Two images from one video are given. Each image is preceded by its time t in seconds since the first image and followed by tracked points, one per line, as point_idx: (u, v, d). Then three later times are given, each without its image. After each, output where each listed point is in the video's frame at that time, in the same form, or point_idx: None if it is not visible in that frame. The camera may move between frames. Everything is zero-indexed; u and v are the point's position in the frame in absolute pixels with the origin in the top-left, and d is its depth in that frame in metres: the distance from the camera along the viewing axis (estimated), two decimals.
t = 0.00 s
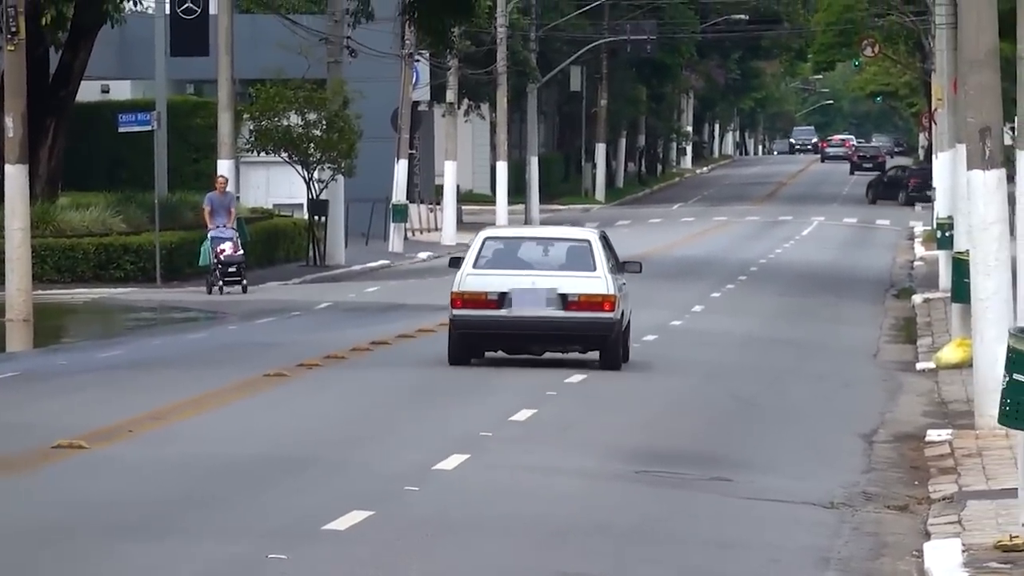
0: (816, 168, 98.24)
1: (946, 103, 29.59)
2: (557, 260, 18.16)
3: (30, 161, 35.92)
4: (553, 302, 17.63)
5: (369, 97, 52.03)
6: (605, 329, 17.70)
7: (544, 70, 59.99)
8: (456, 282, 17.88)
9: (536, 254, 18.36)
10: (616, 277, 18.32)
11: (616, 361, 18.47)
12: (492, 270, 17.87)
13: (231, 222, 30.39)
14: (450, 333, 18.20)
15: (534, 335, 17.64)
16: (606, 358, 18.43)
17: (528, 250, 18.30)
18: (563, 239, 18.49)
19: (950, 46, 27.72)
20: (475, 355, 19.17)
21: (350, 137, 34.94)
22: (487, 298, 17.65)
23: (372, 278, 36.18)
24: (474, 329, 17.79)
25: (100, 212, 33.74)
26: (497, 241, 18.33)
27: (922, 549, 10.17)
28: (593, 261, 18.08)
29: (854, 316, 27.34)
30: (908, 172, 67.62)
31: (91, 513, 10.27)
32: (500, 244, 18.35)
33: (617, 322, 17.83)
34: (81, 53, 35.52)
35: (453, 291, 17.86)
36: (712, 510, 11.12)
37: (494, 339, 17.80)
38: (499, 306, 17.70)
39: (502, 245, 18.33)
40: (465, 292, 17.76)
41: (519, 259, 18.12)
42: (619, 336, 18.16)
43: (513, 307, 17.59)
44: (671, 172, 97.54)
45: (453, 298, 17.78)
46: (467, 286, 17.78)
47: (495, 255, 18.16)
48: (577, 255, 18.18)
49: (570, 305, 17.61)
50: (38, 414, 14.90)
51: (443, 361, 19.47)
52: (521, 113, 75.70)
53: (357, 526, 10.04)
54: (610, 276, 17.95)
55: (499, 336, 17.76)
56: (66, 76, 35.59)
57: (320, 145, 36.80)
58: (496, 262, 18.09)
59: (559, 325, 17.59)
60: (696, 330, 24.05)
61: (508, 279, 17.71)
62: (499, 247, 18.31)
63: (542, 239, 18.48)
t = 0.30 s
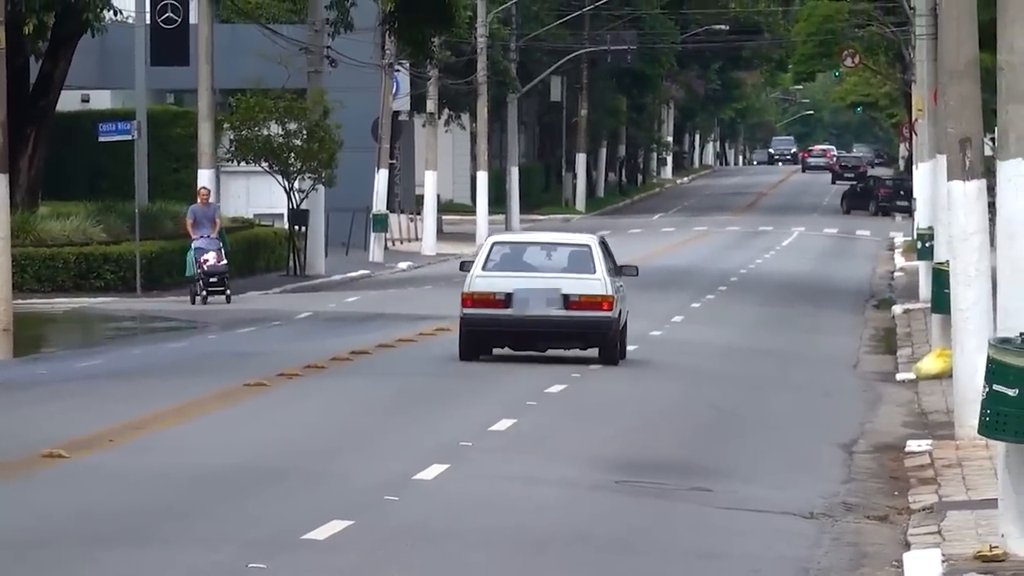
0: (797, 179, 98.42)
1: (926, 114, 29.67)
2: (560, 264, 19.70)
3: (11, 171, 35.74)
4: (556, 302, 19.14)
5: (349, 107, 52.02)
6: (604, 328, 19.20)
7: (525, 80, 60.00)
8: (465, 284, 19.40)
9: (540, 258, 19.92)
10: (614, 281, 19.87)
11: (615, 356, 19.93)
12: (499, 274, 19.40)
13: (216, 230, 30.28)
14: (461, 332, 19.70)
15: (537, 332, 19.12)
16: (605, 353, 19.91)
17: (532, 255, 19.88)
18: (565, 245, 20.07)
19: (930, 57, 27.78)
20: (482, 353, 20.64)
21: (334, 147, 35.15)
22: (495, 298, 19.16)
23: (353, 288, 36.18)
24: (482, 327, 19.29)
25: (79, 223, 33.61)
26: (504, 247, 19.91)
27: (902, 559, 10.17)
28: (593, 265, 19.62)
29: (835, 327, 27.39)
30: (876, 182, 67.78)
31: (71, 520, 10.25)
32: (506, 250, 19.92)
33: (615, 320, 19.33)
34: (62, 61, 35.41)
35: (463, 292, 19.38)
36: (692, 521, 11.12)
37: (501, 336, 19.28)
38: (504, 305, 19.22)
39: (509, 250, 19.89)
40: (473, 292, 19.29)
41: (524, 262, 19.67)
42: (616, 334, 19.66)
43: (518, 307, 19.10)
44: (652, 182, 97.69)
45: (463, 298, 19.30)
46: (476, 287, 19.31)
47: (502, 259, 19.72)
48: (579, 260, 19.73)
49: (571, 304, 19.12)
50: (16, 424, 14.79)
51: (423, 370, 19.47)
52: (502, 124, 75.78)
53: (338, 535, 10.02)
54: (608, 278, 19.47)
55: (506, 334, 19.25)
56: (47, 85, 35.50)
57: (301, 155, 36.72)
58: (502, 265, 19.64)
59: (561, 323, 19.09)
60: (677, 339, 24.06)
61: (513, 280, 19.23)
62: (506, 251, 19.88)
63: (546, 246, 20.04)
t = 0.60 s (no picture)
0: (782, 191, 98.51)
1: (911, 126, 29.77)
2: (565, 270, 21.26)
3: None
4: (562, 305, 20.68)
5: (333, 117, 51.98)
6: (606, 330, 20.76)
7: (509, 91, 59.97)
8: (479, 289, 20.95)
9: (548, 265, 21.52)
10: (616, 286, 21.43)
11: (616, 356, 21.46)
12: (509, 280, 20.94)
13: (203, 241, 30.19)
14: (475, 333, 21.22)
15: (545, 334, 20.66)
16: (608, 353, 21.45)
17: (540, 262, 21.43)
18: (570, 253, 21.64)
19: (916, 69, 27.88)
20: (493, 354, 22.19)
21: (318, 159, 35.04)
22: (506, 302, 20.69)
23: (338, 299, 36.18)
24: (495, 329, 20.82)
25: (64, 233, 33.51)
26: (514, 254, 21.47)
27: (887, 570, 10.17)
28: (597, 271, 21.18)
29: (819, 339, 27.45)
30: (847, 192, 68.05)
31: (57, 532, 10.21)
32: (516, 257, 21.48)
33: (617, 323, 20.89)
34: (47, 72, 35.28)
35: (477, 296, 20.94)
36: (678, 532, 11.13)
37: (512, 337, 20.82)
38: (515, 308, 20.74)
39: (519, 258, 21.45)
40: (486, 296, 20.81)
41: (533, 269, 21.22)
42: (618, 335, 21.22)
43: (528, 309, 20.63)
44: (637, 194, 97.73)
45: (476, 302, 20.84)
46: (489, 292, 20.83)
47: (512, 266, 21.27)
48: (583, 267, 21.29)
49: (577, 307, 20.67)
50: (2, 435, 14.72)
51: (409, 381, 19.46)
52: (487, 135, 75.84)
53: (323, 545, 9.99)
54: (611, 284, 21.03)
55: (516, 335, 20.78)
56: (32, 96, 35.37)
57: (286, 166, 36.74)
58: (512, 272, 21.19)
59: (567, 324, 20.62)
60: (662, 351, 24.12)
61: (523, 285, 20.76)
62: (515, 259, 21.44)
63: (553, 254, 21.60)
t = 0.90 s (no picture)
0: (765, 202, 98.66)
1: (893, 138, 29.81)
2: (566, 276, 22.62)
3: None
4: (565, 308, 22.00)
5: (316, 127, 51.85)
6: (606, 330, 22.13)
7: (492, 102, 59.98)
8: (487, 292, 22.28)
9: (550, 271, 22.88)
10: (615, 290, 22.80)
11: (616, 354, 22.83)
12: (515, 284, 22.28)
13: (190, 252, 30.19)
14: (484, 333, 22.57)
15: (548, 334, 22.01)
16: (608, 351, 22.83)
17: (543, 268, 22.81)
18: (570, 260, 23.02)
19: (900, 79, 27.95)
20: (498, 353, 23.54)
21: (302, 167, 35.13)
22: (512, 304, 22.01)
23: (320, 309, 36.13)
24: (502, 329, 22.17)
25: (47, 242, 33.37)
26: (519, 260, 22.83)
27: None
28: (597, 277, 22.56)
29: (803, 349, 27.48)
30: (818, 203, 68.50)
31: (37, 543, 10.15)
32: (522, 263, 22.84)
33: (615, 324, 22.27)
34: (31, 80, 35.18)
35: (485, 299, 22.28)
36: (660, 544, 11.09)
37: (518, 337, 22.16)
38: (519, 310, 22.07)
39: (524, 265, 22.81)
40: (493, 299, 22.15)
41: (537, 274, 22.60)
42: (616, 336, 22.59)
43: (532, 312, 21.95)
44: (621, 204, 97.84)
45: (485, 304, 22.18)
46: (495, 295, 22.16)
47: (518, 273, 22.63)
48: (584, 273, 22.67)
49: (578, 310, 22.01)
50: None
51: (392, 391, 19.41)
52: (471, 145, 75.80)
53: (304, 556, 9.94)
54: (609, 287, 22.38)
55: (522, 335, 22.12)
56: (14, 105, 35.32)
57: (268, 176, 36.56)
58: (518, 277, 22.55)
59: (569, 325, 21.97)
60: (645, 361, 24.16)
61: (527, 289, 22.10)
62: (521, 265, 22.81)
63: (556, 260, 22.98)
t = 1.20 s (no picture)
0: (742, 213, 98.82)
1: (871, 148, 29.87)
2: (560, 282, 24.46)
3: None
4: (559, 312, 23.84)
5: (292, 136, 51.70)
6: (597, 332, 23.98)
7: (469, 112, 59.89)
8: (487, 297, 24.13)
9: (546, 277, 24.69)
10: (605, 295, 24.60)
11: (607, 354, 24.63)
12: (513, 290, 24.11)
13: (171, 261, 30.16)
14: (484, 335, 24.42)
15: (543, 335, 23.87)
16: (599, 352, 24.64)
17: (538, 275, 24.63)
18: (564, 267, 24.81)
19: (877, 90, 28.05)
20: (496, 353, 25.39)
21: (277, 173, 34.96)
22: (510, 309, 23.88)
23: (297, 319, 36.09)
24: (500, 331, 24.03)
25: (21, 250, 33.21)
26: (516, 268, 24.65)
27: None
28: (589, 282, 24.38)
29: (780, 360, 27.58)
30: (788, 212, 68.95)
31: (15, 551, 10.12)
32: (519, 270, 24.66)
33: (606, 327, 24.11)
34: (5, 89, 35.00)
35: (486, 303, 24.12)
36: (638, 552, 11.11)
37: (516, 338, 24.03)
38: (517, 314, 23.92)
39: (520, 272, 24.64)
40: (493, 303, 24.01)
41: (533, 281, 24.43)
42: (607, 338, 24.41)
43: (529, 315, 23.80)
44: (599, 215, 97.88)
45: (485, 308, 24.04)
46: (495, 300, 24.01)
47: (515, 279, 24.47)
48: (577, 279, 24.50)
49: (571, 313, 23.84)
50: None
51: (370, 401, 19.41)
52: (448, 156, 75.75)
53: (280, 565, 9.93)
54: (601, 292, 24.19)
55: (519, 336, 23.99)
56: None
57: (246, 186, 36.47)
58: (515, 283, 24.38)
59: (563, 327, 23.83)
60: (623, 372, 24.25)
61: (524, 294, 23.95)
62: (518, 272, 24.63)
63: (550, 268, 24.80)
